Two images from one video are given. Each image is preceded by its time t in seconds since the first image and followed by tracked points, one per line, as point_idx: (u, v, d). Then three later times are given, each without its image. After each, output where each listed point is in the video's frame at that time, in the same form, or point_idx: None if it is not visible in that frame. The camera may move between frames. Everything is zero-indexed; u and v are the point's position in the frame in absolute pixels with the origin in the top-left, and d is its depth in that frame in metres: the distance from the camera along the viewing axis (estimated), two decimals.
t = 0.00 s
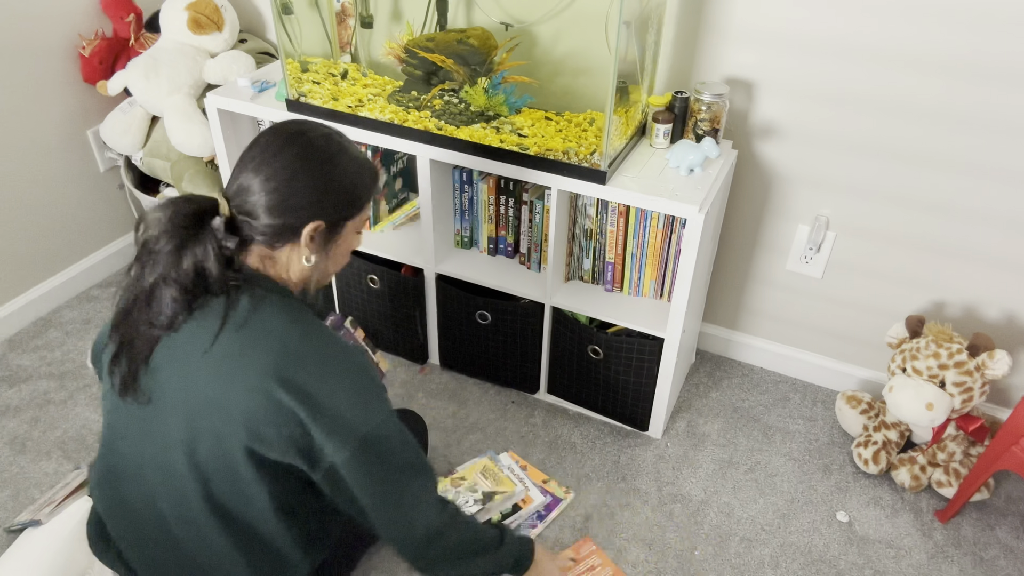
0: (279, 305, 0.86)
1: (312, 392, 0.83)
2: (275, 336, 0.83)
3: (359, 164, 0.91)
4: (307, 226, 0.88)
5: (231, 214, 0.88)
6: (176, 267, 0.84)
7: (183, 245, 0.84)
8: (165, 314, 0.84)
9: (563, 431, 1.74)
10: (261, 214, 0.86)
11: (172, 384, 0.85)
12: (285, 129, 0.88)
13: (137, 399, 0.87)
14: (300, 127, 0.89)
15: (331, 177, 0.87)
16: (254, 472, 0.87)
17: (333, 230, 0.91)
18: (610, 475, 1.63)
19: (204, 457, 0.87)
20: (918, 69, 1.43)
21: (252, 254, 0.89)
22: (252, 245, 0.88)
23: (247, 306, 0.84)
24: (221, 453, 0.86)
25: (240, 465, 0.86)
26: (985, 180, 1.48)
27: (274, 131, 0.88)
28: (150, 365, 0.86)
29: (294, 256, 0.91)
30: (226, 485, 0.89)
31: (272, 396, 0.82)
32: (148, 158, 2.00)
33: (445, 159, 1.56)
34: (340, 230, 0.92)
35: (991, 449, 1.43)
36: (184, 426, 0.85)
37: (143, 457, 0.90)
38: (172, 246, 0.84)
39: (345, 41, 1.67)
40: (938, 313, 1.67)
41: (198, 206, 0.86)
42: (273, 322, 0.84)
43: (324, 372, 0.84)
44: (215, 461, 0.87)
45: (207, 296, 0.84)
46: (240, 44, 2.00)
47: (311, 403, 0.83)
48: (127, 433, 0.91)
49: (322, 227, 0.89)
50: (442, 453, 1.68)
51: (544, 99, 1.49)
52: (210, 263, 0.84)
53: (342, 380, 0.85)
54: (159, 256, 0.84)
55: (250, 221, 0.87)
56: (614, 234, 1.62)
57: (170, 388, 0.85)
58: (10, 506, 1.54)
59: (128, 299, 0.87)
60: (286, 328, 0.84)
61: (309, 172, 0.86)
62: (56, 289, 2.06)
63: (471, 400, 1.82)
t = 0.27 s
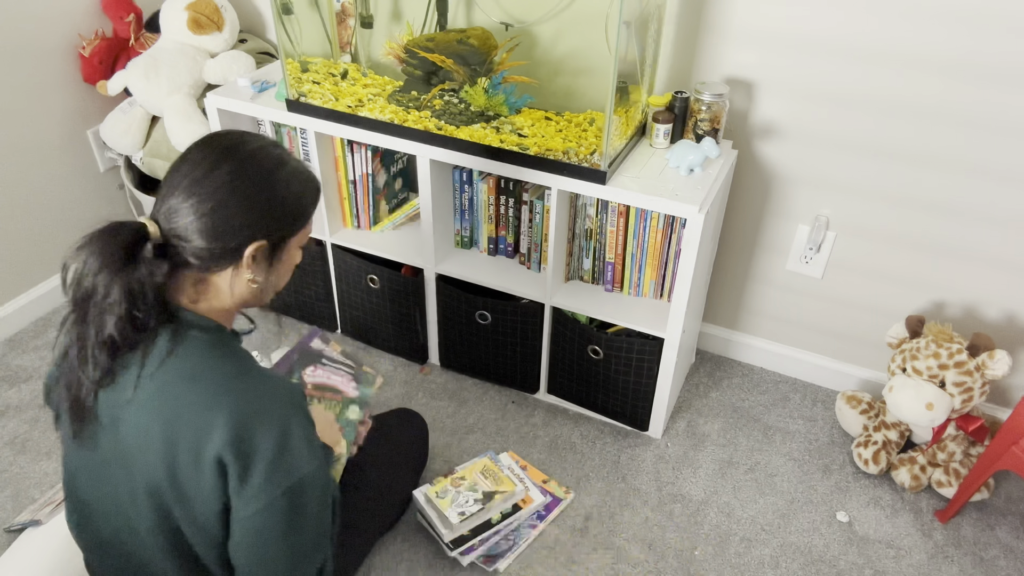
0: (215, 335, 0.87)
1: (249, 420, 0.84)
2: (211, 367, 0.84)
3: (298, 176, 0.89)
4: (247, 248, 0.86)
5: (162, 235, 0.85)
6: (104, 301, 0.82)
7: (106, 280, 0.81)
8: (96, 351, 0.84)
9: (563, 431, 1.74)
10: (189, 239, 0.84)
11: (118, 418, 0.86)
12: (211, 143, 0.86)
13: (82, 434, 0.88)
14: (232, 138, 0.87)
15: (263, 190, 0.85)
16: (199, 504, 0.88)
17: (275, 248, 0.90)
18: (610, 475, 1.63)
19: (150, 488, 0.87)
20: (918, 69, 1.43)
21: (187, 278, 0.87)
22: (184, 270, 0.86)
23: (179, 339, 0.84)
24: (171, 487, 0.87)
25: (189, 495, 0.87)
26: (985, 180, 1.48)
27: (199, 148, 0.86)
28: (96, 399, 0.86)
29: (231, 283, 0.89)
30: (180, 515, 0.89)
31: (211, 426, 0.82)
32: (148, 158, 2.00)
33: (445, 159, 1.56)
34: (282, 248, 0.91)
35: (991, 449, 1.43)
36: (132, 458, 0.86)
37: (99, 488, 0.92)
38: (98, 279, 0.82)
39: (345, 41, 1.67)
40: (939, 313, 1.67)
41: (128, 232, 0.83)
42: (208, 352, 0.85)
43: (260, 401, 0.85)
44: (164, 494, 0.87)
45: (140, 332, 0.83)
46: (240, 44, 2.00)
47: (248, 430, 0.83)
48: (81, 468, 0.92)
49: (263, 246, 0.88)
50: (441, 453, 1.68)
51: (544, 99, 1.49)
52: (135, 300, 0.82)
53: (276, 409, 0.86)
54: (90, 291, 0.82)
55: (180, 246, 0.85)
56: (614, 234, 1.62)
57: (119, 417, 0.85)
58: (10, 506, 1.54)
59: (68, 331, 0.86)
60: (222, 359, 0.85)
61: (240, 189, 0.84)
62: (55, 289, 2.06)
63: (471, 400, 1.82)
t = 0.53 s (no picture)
0: (186, 341, 0.88)
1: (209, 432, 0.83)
2: (175, 377, 0.84)
3: (265, 175, 0.90)
4: (218, 250, 0.86)
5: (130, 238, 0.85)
6: (76, 308, 0.82)
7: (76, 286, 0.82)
8: (71, 359, 0.84)
9: (563, 431, 1.74)
10: (157, 242, 0.84)
11: (91, 429, 0.87)
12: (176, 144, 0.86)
13: (59, 448, 0.89)
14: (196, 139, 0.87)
15: (229, 190, 0.85)
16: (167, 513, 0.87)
17: (247, 251, 0.90)
18: (609, 476, 1.63)
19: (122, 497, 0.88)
20: (918, 69, 1.43)
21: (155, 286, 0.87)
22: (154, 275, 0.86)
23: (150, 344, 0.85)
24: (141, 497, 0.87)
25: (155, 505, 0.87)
26: (985, 180, 1.48)
27: (162, 150, 0.86)
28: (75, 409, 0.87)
29: (203, 287, 0.89)
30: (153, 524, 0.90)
31: (173, 435, 0.82)
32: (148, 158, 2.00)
33: (445, 159, 1.56)
34: (254, 251, 0.91)
35: (991, 449, 1.43)
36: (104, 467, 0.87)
37: (82, 499, 0.93)
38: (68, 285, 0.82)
39: (345, 41, 1.67)
40: (939, 313, 1.67)
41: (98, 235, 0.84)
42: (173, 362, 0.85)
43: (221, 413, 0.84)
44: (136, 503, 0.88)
45: (109, 339, 0.83)
46: (240, 44, 2.00)
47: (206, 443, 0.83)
48: (65, 480, 0.94)
49: (234, 249, 0.88)
50: (441, 453, 1.68)
51: (543, 99, 1.49)
52: (106, 305, 0.82)
53: (237, 422, 0.85)
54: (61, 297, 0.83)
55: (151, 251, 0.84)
56: (614, 234, 1.62)
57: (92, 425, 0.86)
58: (10, 506, 1.54)
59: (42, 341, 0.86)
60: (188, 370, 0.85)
61: (207, 191, 0.84)
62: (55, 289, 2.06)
63: (471, 400, 1.82)
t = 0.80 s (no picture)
0: (175, 344, 0.87)
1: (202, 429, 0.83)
2: (165, 376, 0.84)
3: (251, 176, 0.89)
4: (207, 253, 0.85)
5: (118, 243, 0.83)
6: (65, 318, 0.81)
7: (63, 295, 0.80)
8: (62, 366, 0.83)
9: (563, 431, 1.74)
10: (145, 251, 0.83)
11: (82, 431, 0.86)
12: (159, 145, 0.85)
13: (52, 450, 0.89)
14: (179, 139, 0.86)
15: (217, 195, 0.85)
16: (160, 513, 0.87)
17: (235, 251, 0.89)
18: (609, 475, 1.63)
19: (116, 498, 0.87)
20: (918, 69, 1.43)
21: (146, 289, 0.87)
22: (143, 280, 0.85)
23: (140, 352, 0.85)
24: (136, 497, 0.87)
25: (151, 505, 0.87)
26: (984, 180, 1.48)
27: (145, 152, 0.85)
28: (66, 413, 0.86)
29: (191, 291, 0.89)
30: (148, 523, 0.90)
31: (164, 433, 0.82)
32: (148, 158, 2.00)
33: (445, 159, 1.56)
34: (242, 251, 0.90)
35: (991, 449, 1.43)
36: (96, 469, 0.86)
37: (76, 501, 0.93)
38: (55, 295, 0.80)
39: (345, 41, 1.66)
40: (939, 313, 1.67)
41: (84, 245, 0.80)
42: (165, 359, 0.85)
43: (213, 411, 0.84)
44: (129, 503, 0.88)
45: (99, 345, 0.83)
46: (240, 44, 2.00)
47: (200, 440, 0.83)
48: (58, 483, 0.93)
49: (223, 251, 0.87)
50: (441, 453, 1.68)
51: (543, 99, 1.49)
52: (95, 313, 0.81)
53: (230, 417, 0.85)
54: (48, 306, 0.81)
55: (139, 257, 0.83)
56: (614, 234, 1.62)
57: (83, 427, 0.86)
58: (10, 506, 1.54)
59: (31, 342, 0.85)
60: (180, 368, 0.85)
61: (195, 195, 0.83)
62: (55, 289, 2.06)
63: (471, 400, 1.82)
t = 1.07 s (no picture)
0: (195, 331, 0.89)
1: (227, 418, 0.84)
2: (189, 364, 0.85)
3: (267, 166, 0.90)
4: (222, 241, 0.86)
5: (134, 231, 0.85)
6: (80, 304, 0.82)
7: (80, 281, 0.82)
8: (79, 352, 0.84)
9: (563, 431, 1.74)
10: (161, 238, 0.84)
11: (103, 422, 0.87)
12: (176, 136, 0.86)
13: (68, 441, 0.89)
14: (195, 130, 0.87)
15: (233, 184, 0.85)
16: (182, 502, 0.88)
17: (250, 241, 0.90)
18: (610, 475, 1.63)
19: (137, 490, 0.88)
20: (918, 69, 1.43)
21: (163, 278, 0.88)
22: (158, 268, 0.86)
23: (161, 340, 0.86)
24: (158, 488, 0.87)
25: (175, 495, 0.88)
26: (984, 180, 1.48)
27: (162, 142, 0.86)
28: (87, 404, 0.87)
29: (207, 279, 0.89)
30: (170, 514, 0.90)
31: (190, 420, 0.83)
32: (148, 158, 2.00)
33: (445, 159, 1.56)
34: (257, 241, 0.91)
35: (991, 449, 1.43)
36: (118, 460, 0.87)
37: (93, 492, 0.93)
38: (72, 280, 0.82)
39: (345, 41, 1.66)
40: (939, 313, 1.67)
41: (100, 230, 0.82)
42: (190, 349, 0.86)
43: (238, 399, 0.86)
44: (151, 494, 0.88)
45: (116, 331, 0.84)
46: (240, 44, 2.00)
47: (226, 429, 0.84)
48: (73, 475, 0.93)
49: (237, 240, 0.88)
50: (441, 453, 1.68)
51: (543, 99, 1.49)
52: (108, 299, 0.82)
53: (255, 404, 0.87)
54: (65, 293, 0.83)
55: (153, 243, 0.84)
56: (614, 234, 1.62)
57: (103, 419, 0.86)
58: (10, 506, 1.54)
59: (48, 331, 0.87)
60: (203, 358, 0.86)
61: (212, 184, 0.84)
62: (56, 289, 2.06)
63: (471, 400, 1.82)
